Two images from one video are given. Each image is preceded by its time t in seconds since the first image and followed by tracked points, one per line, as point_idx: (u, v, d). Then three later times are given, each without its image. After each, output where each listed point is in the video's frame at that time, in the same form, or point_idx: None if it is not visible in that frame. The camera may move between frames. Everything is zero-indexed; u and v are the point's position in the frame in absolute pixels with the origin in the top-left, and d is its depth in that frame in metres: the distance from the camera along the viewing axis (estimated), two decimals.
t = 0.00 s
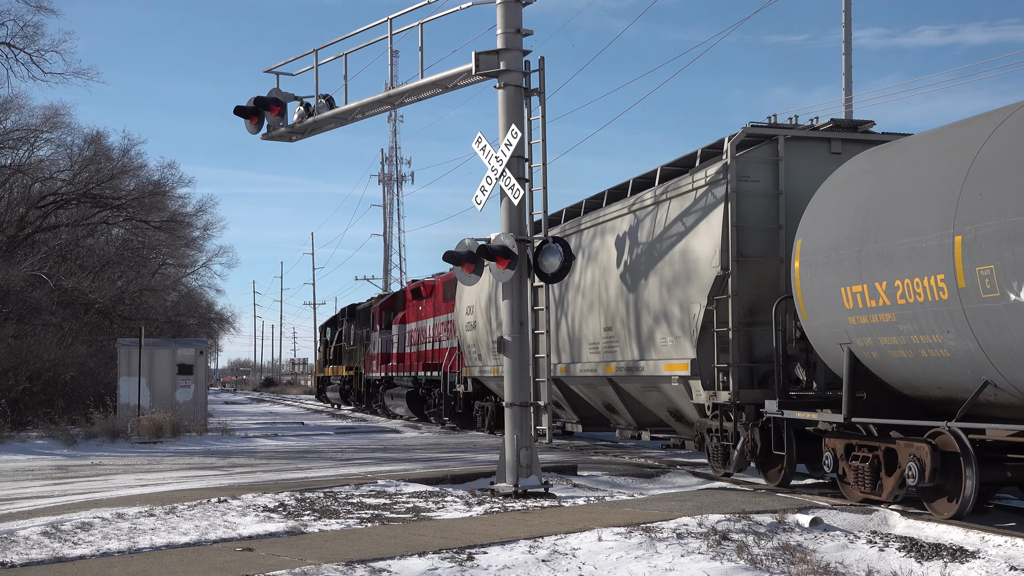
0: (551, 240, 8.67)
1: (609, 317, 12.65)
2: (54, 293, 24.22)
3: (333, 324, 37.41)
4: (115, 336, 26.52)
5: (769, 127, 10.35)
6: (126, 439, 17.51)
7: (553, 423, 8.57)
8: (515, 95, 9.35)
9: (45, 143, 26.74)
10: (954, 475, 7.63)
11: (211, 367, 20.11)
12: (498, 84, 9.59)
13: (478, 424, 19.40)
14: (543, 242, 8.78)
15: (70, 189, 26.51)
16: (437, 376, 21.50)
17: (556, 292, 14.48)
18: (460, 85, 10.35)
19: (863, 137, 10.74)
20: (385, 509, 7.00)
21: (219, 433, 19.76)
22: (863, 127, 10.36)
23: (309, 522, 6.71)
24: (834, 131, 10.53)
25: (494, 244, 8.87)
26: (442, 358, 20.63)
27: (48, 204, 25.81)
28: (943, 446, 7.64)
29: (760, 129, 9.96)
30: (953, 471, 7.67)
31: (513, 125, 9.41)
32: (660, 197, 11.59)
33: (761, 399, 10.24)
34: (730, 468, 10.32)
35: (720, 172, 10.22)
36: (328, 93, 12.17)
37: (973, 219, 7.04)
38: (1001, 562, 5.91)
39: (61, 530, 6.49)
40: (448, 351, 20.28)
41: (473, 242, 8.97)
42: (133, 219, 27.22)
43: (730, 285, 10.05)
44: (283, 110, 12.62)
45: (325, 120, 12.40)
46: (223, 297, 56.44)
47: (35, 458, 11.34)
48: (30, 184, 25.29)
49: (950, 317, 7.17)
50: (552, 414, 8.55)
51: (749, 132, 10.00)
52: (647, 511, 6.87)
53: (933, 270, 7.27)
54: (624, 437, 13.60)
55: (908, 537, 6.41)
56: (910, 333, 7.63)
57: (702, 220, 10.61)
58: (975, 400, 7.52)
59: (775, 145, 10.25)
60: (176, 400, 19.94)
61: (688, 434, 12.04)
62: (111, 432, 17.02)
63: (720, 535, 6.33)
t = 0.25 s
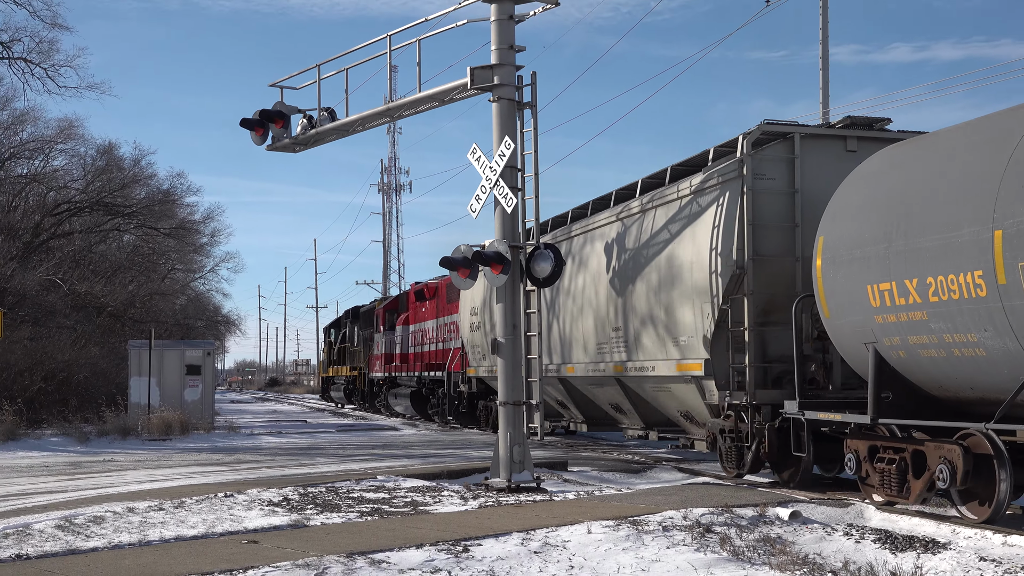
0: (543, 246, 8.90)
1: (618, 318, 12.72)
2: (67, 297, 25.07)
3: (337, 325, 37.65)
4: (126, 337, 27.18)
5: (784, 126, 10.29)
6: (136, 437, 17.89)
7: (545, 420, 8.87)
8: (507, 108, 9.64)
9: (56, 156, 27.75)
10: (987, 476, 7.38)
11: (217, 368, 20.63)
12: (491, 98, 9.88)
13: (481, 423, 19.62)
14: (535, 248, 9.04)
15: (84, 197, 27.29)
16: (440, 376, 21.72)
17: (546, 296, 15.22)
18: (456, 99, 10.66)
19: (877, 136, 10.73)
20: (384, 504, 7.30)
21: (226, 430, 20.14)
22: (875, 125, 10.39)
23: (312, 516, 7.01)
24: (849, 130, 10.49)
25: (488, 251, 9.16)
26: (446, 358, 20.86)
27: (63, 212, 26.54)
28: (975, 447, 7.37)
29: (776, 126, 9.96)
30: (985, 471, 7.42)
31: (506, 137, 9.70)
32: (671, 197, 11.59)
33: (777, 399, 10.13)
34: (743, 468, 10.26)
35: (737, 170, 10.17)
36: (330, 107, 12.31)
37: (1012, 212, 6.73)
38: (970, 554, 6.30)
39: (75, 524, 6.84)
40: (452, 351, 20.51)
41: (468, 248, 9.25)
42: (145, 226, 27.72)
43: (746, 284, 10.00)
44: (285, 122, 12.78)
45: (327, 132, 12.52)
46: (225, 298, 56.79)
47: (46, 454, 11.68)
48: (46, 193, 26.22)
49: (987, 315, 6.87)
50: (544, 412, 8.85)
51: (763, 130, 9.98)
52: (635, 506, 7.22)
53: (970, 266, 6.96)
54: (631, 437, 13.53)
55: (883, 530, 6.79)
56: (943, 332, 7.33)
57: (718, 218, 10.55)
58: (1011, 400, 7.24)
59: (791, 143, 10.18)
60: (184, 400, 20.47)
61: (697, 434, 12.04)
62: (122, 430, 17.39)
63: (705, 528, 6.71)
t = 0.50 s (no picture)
0: (535, 252, 9.25)
1: (629, 319, 12.57)
2: (82, 300, 25.42)
3: (342, 326, 37.94)
4: (137, 339, 27.79)
5: (803, 122, 10.04)
6: (147, 434, 18.23)
7: (538, 418, 9.18)
8: (501, 121, 9.95)
9: (71, 165, 28.21)
10: None
11: (226, 368, 20.94)
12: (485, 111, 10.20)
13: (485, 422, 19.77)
14: (527, 254, 9.39)
15: (96, 205, 27.69)
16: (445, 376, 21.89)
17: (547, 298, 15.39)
18: (452, 112, 10.97)
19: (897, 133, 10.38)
20: (383, 498, 7.61)
21: (232, 429, 20.76)
22: (894, 119, 10.06)
23: (314, 510, 7.31)
24: (868, 126, 10.23)
25: (483, 257, 9.50)
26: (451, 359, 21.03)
27: (76, 220, 27.07)
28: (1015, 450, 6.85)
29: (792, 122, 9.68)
30: None
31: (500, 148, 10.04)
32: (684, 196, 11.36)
33: (799, 400, 9.71)
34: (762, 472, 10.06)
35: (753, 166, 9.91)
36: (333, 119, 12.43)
37: None
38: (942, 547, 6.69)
39: (88, 518, 7.20)
40: (455, 352, 20.69)
41: (464, 254, 9.55)
42: (155, 233, 28.21)
43: (764, 283, 9.70)
44: (291, 133, 12.84)
45: (330, 144, 12.59)
46: (229, 298, 57.15)
47: (58, 450, 12.03)
48: (62, 202, 26.90)
49: None
50: (537, 410, 9.15)
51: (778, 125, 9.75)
52: (624, 500, 7.55)
53: (1011, 260, 6.43)
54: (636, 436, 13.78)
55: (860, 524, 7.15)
56: (982, 331, 6.79)
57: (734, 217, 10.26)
58: None
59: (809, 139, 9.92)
60: (192, 398, 20.78)
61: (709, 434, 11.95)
62: (133, 428, 17.77)
63: (689, 521, 7.05)
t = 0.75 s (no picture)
0: (528, 259, 9.64)
1: (643, 316, 12.30)
2: (98, 303, 26.10)
3: (347, 326, 38.31)
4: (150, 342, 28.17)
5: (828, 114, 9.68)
6: (160, 431, 18.80)
7: (530, 416, 9.58)
8: (496, 133, 10.35)
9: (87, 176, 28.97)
10: None
11: (234, 368, 21.82)
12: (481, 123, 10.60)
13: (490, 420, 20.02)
14: (520, 260, 9.79)
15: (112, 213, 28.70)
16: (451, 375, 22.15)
17: (553, 296, 15.35)
18: (450, 124, 11.36)
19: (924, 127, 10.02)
20: (384, 491, 7.99)
21: (242, 425, 21.26)
22: (921, 111, 9.74)
23: (318, 502, 7.71)
24: (894, 120, 9.88)
25: (478, 262, 9.91)
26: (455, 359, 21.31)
27: (92, 227, 28.16)
28: None
29: (817, 114, 9.35)
30: None
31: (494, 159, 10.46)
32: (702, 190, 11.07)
33: (824, 400, 9.34)
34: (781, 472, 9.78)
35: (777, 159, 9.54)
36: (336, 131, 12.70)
37: None
38: (914, 538, 7.20)
39: (104, 510, 7.64)
40: (460, 351, 20.96)
41: (460, 259, 9.96)
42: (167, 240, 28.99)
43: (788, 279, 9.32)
44: (296, 145, 13.13)
45: (332, 155, 12.85)
46: (233, 298, 57.61)
47: (72, 446, 12.48)
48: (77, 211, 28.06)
49: None
50: (528, 408, 9.56)
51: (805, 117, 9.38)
52: (612, 493, 7.96)
53: None
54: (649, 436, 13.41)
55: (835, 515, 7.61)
56: None
57: (755, 212, 9.92)
58: None
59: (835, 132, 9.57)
60: (203, 397, 21.54)
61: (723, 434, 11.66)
62: (146, 425, 18.34)
63: (673, 513, 7.45)
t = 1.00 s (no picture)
0: (523, 262, 10.00)
1: (659, 314, 12.30)
2: (111, 305, 26.60)
3: (351, 326, 38.67)
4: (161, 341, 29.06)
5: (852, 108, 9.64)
6: (170, 428, 19.24)
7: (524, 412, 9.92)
8: (492, 143, 10.68)
9: (102, 182, 29.77)
10: None
11: (242, 369, 22.25)
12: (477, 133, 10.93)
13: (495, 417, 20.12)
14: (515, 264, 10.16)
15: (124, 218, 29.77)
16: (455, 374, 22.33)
17: (560, 294, 15.44)
18: (448, 134, 11.70)
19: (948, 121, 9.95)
20: (384, 484, 8.34)
21: (248, 421, 21.95)
22: (943, 108, 9.75)
23: (321, 495, 8.07)
24: (917, 114, 9.82)
25: (474, 266, 10.27)
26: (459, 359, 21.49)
27: (107, 231, 29.13)
28: None
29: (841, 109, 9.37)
30: None
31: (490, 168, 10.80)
32: (721, 187, 11.05)
33: (848, 399, 9.31)
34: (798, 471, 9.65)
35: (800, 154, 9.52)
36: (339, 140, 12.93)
37: None
38: (889, 528, 7.64)
39: (117, 502, 8.00)
40: (464, 351, 21.22)
41: (457, 263, 10.32)
42: (178, 244, 29.79)
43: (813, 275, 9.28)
44: (300, 154, 13.37)
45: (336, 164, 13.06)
46: (235, 298, 57.97)
47: (84, 441, 12.88)
48: (92, 216, 28.96)
49: None
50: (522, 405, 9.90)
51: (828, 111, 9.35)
52: (603, 486, 8.34)
53: None
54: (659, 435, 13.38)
55: (814, 507, 8.02)
56: None
57: (777, 209, 9.93)
58: None
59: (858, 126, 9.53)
60: (212, 393, 22.17)
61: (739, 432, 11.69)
62: (157, 421, 18.92)
63: (661, 504, 7.81)
